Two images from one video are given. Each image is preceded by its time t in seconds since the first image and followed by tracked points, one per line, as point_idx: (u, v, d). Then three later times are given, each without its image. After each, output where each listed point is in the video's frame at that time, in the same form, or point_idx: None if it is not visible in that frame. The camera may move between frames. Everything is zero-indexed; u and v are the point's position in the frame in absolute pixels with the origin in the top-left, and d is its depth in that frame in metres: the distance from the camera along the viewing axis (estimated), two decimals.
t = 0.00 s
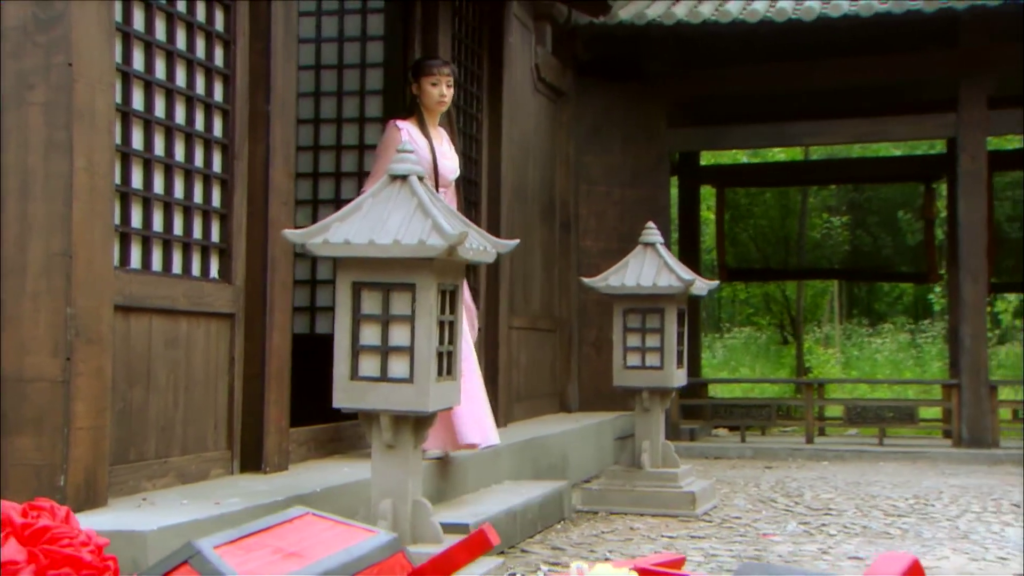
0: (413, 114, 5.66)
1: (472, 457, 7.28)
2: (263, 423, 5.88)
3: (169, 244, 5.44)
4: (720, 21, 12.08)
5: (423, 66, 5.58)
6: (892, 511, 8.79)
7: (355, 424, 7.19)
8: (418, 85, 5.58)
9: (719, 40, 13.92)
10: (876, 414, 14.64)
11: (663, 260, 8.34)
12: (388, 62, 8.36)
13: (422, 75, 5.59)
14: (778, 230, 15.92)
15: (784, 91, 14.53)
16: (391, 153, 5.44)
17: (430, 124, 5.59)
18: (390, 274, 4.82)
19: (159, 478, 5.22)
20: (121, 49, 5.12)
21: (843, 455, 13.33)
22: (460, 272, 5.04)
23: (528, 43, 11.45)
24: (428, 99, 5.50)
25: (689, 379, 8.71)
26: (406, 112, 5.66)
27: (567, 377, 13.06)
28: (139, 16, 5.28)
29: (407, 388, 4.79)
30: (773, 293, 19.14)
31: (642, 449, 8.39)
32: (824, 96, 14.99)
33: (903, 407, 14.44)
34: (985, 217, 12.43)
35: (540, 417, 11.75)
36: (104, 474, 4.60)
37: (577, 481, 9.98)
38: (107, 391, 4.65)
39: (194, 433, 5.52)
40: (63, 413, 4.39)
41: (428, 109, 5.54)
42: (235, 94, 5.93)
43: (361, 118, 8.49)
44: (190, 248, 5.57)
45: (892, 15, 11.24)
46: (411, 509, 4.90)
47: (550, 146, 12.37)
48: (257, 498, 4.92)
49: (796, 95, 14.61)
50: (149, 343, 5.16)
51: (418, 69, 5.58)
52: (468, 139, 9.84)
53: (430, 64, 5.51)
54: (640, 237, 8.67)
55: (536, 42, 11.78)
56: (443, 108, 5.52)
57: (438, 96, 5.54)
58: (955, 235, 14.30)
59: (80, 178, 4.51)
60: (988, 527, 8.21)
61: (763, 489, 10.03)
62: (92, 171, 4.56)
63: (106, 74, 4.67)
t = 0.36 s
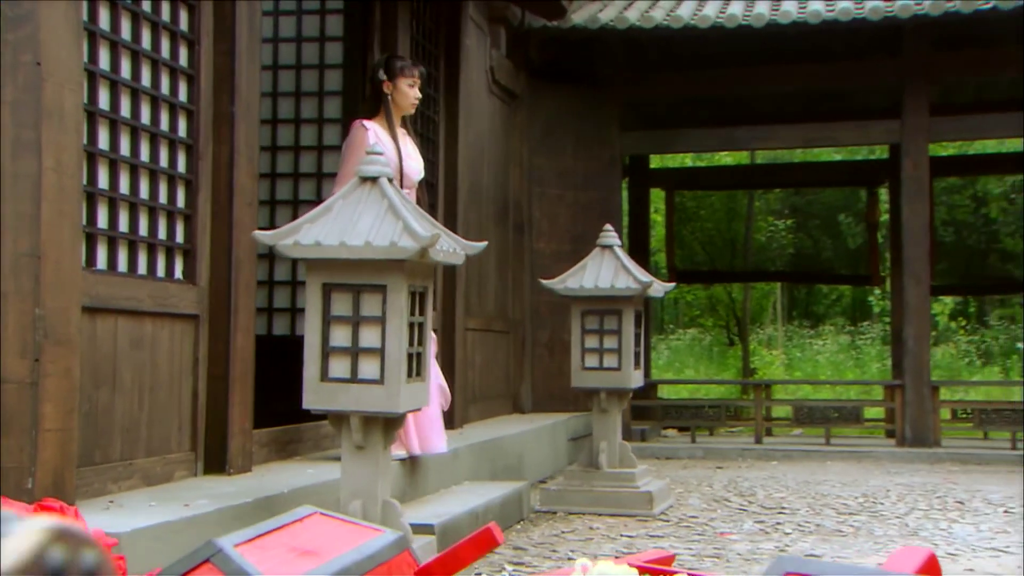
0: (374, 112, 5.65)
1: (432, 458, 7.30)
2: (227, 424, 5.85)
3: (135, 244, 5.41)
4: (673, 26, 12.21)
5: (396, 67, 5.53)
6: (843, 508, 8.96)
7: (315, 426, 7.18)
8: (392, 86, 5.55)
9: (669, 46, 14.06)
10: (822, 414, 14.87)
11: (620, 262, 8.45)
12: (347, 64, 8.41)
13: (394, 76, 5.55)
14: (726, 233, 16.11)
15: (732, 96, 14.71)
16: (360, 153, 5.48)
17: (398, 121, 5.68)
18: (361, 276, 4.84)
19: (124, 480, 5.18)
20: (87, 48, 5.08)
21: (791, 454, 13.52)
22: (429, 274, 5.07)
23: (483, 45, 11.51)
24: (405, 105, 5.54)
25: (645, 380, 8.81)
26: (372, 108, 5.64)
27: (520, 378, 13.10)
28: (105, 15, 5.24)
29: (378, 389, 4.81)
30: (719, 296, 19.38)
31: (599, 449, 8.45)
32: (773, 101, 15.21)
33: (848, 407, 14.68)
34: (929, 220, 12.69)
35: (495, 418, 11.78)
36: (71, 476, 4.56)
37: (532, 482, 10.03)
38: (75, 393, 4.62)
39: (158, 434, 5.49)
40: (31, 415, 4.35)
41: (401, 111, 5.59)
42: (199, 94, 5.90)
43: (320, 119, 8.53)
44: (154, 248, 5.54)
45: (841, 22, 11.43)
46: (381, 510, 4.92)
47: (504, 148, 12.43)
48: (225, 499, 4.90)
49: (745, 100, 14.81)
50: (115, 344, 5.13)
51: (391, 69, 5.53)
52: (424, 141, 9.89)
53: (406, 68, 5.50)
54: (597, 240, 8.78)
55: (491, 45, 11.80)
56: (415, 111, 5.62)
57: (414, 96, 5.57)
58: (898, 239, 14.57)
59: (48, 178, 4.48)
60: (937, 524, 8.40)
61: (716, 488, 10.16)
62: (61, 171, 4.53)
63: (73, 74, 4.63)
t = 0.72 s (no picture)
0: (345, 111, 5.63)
1: (399, 459, 7.32)
2: (196, 426, 5.83)
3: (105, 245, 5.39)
4: (630, 30, 12.29)
5: (368, 67, 5.51)
6: (801, 508, 9.10)
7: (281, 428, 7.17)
8: (364, 86, 5.52)
9: (627, 50, 14.17)
10: (776, 414, 15.06)
11: (584, 264, 8.52)
12: (311, 67, 8.43)
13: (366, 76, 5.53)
14: (680, 235, 16.24)
15: (688, 100, 14.86)
16: (329, 153, 5.51)
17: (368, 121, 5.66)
18: (337, 278, 4.85)
19: (94, 483, 5.15)
20: (57, 48, 5.05)
21: (746, 454, 13.65)
22: (403, 275, 5.09)
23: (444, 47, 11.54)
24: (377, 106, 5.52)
25: (608, 381, 8.90)
26: (342, 106, 5.62)
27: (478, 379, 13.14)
28: (75, 14, 5.21)
29: (353, 391, 4.83)
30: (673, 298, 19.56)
31: (562, 450, 8.55)
32: (728, 105, 15.37)
33: (801, 408, 14.88)
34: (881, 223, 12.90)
35: (455, 419, 11.80)
36: (44, 479, 4.53)
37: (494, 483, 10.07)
38: (47, 395, 4.58)
39: (128, 437, 5.46)
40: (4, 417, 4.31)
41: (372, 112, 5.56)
42: (168, 95, 5.88)
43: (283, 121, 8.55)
44: (125, 249, 5.51)
45: (796, 28, 11.59)
46: (356, 511, 4.94)
47: (464, 150, 12.47)
48: (199, 501, 4.90)
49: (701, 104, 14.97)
50: (85, 345, 5.09)
51: (363, 69, 5.51)
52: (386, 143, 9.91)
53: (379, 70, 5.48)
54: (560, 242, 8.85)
55: (451, 47, 11.81)
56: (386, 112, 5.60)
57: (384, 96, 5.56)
58: (850, 242, 14.82)
59: (22, 178, 4.45)
60: (893, 522, 8.54)
61: (675, 488, 10.27)
62: (34, 172, 4.49)
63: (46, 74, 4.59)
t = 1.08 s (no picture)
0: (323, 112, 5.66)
1: (371, 461, 7.33)
2: (172, 428, 5.81)
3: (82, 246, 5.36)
4: (593, 34, 12.29)
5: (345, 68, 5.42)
6: (767, 506, 9.20)
7: (253, 430, 7.15)
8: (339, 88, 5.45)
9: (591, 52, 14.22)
10: (738, 415, 15.17)
11: (554, 265, 8.56)
12: (281, 67, 8.41)
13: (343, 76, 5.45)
14: (641, 237, 16.33)
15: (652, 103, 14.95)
16: (309, 154, 5.53)
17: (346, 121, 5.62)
18: (319, 279, 4.85)
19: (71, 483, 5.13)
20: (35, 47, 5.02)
21: (709, 454, 13.75)
22: (384, 276, 5.10)
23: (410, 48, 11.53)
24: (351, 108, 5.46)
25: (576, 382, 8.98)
26: (320, 106, 5.62)
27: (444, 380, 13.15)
28: (52, 14, 5.18)
29: (335, 391, 4.85)
30: (634, 299, 19.67)
31: (532, 450, 8.58)
32: (690, 107, 15.46)
33: (762, 408, 15.01)
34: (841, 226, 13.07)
35: (420, 420, 11.81)
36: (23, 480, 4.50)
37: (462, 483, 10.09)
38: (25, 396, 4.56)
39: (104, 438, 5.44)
40: None
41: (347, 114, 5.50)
42: (144, 95, 5.85)
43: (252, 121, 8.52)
44: (101, 250, 5.49)
45: (757, 34, 11.68)
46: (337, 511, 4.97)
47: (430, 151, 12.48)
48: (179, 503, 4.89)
49: (664, 106, 15.07)
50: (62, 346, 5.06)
51: (339, 70, 5.42)
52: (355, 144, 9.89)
53: (354, 71, 5.39)
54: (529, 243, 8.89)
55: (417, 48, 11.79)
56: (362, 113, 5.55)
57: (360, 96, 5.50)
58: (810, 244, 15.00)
59: (2, 180, 4.44)
60: (858, 521, 8.65)
61: (642, 488, 10.35)
62: (14, 172, 4.47)
63: (27, 75, 4.56)
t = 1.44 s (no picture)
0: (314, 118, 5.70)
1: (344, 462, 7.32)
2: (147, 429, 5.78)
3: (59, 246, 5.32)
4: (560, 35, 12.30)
5: (337, 72, 5.65)
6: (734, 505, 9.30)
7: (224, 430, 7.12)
8: (332, 91, 5.64)
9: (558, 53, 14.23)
10: (702, 414, 15.27)
11: (525, 266, 8.58)
12: (252, 67, 8.38)
13: (334, 80, 5.67)
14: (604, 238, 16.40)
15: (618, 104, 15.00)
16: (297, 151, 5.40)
17: (338, 125, 5.80)
18: (301, 279, 4.86)
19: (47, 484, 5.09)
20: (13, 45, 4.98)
21: (674, 454, 13.83)
22: (365, 277, 5.11)
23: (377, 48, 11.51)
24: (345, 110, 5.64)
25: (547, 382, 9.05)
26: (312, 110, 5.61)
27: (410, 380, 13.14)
28: (29, 12, 5.14)
29: (317, 392, 4.84)
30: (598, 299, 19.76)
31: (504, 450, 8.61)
32: (654, 109, 15.55)
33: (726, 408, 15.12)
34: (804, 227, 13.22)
35: (387, 421, 11.80)
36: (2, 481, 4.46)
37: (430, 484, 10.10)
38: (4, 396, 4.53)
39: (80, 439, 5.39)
40: None
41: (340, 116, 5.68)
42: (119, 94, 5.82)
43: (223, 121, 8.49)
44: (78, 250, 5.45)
45: (723, 36, 11.75)
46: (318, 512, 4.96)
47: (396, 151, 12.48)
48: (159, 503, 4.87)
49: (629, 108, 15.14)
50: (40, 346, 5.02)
51: (332, 74, 5.65)
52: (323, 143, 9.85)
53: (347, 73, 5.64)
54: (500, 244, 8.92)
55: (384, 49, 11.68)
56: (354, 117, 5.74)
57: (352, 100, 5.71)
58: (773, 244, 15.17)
59: None
60: (824, 518, 8.76)
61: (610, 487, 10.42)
62: None
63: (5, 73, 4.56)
